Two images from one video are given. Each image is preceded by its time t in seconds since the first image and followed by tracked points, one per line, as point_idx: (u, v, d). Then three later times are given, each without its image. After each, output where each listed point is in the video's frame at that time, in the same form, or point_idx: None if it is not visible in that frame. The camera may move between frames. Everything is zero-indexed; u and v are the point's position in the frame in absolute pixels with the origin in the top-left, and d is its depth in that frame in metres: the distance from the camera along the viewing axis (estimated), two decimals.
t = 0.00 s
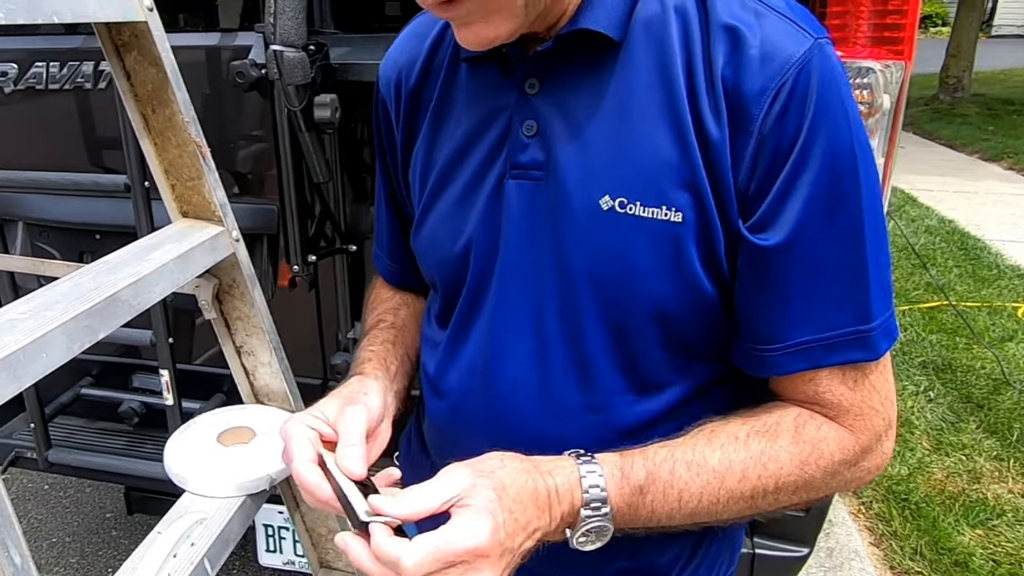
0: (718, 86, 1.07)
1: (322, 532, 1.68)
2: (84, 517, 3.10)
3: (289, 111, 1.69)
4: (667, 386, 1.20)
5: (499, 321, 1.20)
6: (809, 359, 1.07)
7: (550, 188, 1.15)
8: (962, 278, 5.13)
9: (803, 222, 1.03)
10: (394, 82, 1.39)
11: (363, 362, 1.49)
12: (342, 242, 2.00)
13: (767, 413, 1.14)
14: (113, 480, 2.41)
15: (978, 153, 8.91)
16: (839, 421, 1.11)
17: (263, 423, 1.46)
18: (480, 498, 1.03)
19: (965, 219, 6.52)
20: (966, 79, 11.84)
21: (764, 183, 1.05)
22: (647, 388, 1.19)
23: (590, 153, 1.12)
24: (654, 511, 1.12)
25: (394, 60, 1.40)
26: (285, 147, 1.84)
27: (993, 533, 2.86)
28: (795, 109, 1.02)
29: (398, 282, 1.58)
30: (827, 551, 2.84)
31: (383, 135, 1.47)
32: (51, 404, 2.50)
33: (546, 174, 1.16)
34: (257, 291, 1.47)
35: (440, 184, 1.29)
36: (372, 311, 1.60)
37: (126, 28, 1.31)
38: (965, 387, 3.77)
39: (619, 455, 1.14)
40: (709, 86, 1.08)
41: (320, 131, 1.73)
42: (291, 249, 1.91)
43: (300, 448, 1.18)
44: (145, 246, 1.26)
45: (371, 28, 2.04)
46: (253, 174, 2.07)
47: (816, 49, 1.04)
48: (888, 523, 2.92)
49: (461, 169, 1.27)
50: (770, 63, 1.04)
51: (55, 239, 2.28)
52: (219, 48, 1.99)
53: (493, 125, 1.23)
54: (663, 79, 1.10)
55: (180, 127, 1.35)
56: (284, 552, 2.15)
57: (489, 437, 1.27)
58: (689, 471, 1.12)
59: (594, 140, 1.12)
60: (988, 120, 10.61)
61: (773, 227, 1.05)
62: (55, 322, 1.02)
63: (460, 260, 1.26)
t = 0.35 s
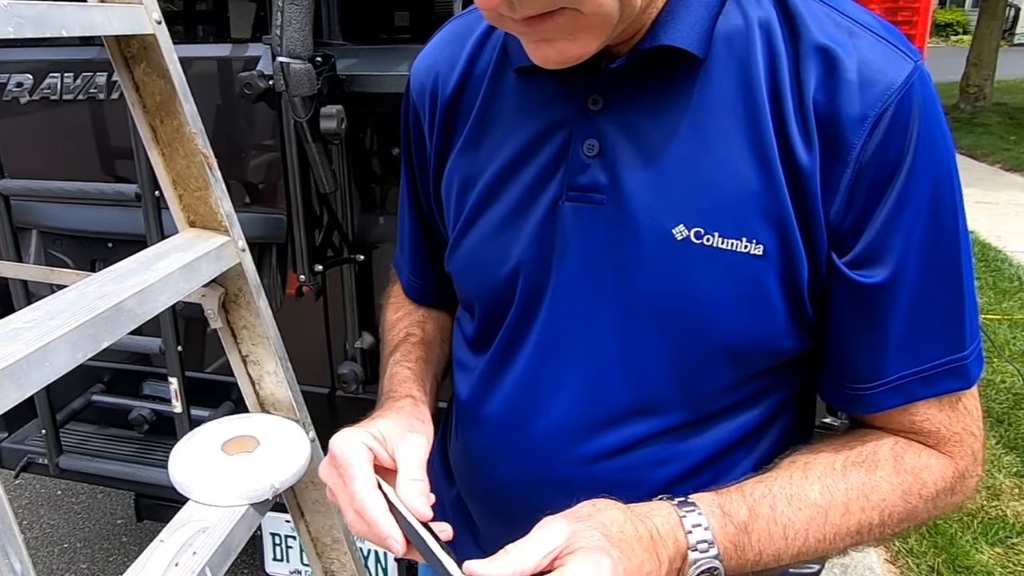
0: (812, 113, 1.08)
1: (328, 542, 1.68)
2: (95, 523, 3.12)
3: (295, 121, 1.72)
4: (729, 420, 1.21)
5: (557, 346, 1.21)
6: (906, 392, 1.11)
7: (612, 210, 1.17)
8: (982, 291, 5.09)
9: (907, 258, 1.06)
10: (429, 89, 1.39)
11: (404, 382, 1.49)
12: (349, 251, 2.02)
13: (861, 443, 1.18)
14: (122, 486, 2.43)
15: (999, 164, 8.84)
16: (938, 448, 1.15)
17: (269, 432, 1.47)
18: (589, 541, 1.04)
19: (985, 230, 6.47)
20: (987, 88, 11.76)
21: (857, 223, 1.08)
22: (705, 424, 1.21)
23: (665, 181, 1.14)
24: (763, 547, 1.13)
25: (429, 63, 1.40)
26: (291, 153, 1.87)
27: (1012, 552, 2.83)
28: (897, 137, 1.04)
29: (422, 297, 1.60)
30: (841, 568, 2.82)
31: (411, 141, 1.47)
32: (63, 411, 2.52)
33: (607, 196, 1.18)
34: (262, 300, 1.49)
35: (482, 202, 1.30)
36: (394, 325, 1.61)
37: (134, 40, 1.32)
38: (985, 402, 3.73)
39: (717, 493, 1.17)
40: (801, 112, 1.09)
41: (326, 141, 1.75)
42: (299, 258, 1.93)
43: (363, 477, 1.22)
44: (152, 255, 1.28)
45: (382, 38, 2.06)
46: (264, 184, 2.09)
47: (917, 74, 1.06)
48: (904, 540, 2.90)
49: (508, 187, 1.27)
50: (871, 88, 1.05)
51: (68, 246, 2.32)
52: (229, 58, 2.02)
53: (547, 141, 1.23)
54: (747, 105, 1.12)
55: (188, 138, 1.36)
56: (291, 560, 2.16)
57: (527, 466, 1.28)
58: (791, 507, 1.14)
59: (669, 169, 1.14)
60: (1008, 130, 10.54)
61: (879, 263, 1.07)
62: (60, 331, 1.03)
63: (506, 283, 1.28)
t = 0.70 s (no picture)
0: (895, 132, 1.01)
1: (328, 550, 1.68)
2: (100, 530, 3.12)
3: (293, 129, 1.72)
4: (776, 461, 1.14)
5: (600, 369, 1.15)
6: (987, 434, 1.04)
7: (669, 230, 1.10)
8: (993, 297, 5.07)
9: (997, 294, 0.99)
10: (461, 95, 1.29)
11: (438, 413, 1.36)
12: (351, 258, 2.03)
13: (935, 484, 1.10)
14: (126, 493, 2.43)
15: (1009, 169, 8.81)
16: (1018, 488, 1.07)
17: (266, 439, 1.48)
18: None
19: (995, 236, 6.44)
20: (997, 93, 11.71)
21: (937, 255, 1.01)
22: (757, 461, 1.13)
23: (727, 200, 1.08)
24: None
25: (464, 66, 1.31)
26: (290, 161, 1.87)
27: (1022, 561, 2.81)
28: (990, 163, 0.97)
29: (445, 318, 1.47)
30: None
31: (438, 143, 1.36)
32: (67, 417, 2.53)
33: (661, 214, 1.10)
34: (261, 306, 1.49)
35: (516, 217, 1.22)
36: (416, 350, 1.48)
37: (134, 49, 1.33)
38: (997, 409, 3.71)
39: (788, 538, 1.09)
40: (883, 129, 1.02)
41: (325, 148, 1.76)
42: (299, 265, 1.94)
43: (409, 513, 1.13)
44: (152, 261, 1.28)
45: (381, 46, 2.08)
46: (270, 191, 2.09)
47: (1009, 94, 0.99)
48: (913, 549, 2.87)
49: (547, 202, 1.19)
50: (964, 110, 0.99)
51: (73, 253, 2.33)
52: (232, 66, 2.04)
53: (598, 152, 1.15)
54: (823, 120, 1.04)
55: (186, 145, 1.36)
56: (293, 567, 2.16)
57: (558, 497, 1.21)
58: (866, 551, 1.06)
59: (733, 188, 1.07)
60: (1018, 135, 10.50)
61: (967, 297, 1.00)
62: (55, 337, 1.04)
63: (544, 304, 1.20)
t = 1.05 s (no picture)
0: (930, 140, 0.91)
1: (317, 551, 1.67)
2: (93, 533, 3.11)
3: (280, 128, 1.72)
4: (787, 490, 1.04)
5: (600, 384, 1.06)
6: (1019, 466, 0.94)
7: (681, 238, 1.01)
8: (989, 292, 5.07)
9: None
10: (462, 89, 1.19)
11: (433, 421, 1.25)
12: (340, 258, 2.01)
13: (962, 511, 0.99)
14: (117, 495, 2.42)
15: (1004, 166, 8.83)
16: None
17: (253, 439, 1.47)
18: None
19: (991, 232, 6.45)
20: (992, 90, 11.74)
21: (969, 279, 0.91)
22: (767, 490, 1.04)
23: (741, 208, 0.98)
24: None
25: (465, 57, 1.21)
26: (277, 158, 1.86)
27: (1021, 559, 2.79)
28: None
29: (442, 323, 1.37)
30: None
31: (437, 140, 1.26)
32: (57, 420, 2.50)
33: (672, 221, 1.01)
34: (248, 306, 1.48)
35: (513, 221, 1.12)
36: (409, 354, 1.38)
37: (118, 48, 1.32)
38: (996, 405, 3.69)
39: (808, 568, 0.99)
40: (917, 136, 0.92)
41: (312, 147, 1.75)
42: (287, 265, 1.93)
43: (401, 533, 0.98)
44: (135, 262, 1.27)
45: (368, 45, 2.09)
46: (261, 193, 2.08)
47: None
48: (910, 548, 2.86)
49: (547, 207, 1.10)
50: (1008, 119, 0.88)
51: (62, 255, 2.32)
52: (221, 66, 2.01)
53: (606, 151, 1.05)
54: (851, 120, 0.94)
55: (171, 145, 1.35)
56: (284, 568, 2.14)
57: (549, 521, 1.12)
58: None
59: (750, 195, 0.98)
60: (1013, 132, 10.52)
61: (1006, 324, 0.89)
62: (35, 337, 1.03)
63: (541, 312, 1.10)
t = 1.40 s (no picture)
0: (945, 140, 0.85)
1: (307, 544, 1.67)
2: (84, 529, 3.10)
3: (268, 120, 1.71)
4: (788, 506, 1.00)
5: (592, 393, 1.01)
6: None
7: (678, 243, 0.95)
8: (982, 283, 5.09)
9: None
10: (456, 81, 1.15)
11: (427, 419, 1.22)
12: (330, 251, 2.02)
13: (985, 530, 0.94)
14: (108, 491, 2.41)
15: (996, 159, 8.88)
16: None
17: (240, 432, 1.47)
18: None
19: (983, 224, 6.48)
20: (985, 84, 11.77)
21: (986, 290, 0.86)
22: (767, 505, 1.00)
23: (743, 212, 0.92)
24: None
25: (459, 49, 1.16)
26: (266, 154, 1.86)
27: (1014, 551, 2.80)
28: None
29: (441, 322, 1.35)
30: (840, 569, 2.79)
31: (432, 132, 1.22)
32: (46, 416, 2.49)
33: (669, 223, 0.95)
34: (237, 300, 1.47)
35: (505, 222, 1.07)
36: (408, 351, 1.36)
37: (103, 39, 1.30)
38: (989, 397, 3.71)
39: None
40: (933, 135, 0.86)
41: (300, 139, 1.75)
42: (277, 258, 1.92)
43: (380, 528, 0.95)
44: (121, 256, 1.26)
45: (357, 36, 2.06)
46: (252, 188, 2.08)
47: None
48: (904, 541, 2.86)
49: (540, 208, 1.04)
50: None
51: (52, 250, 2.30)
52: (210, 59, 1.99)
53: (603, 149, 1.00)
54: (861, 118, 0.88)
55: (158, 137, 1.34)
56: (276, 563, 2.12)
57: (539, 532, 1.08)
58: None
59: (750, 199, 0.92)
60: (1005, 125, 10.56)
61: None
62: (18, 331, 1.02)
63: (532, 317, 1.05)
